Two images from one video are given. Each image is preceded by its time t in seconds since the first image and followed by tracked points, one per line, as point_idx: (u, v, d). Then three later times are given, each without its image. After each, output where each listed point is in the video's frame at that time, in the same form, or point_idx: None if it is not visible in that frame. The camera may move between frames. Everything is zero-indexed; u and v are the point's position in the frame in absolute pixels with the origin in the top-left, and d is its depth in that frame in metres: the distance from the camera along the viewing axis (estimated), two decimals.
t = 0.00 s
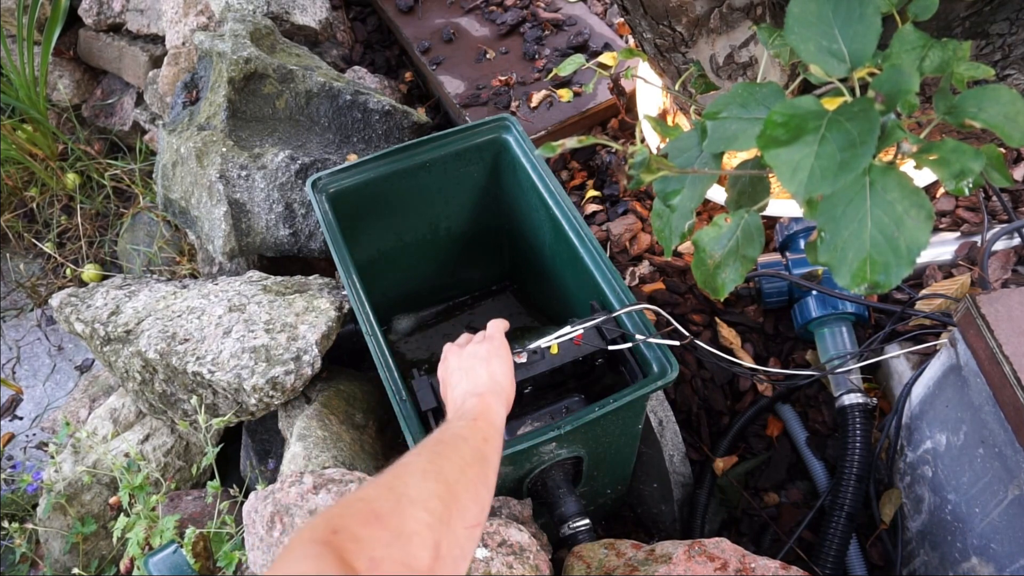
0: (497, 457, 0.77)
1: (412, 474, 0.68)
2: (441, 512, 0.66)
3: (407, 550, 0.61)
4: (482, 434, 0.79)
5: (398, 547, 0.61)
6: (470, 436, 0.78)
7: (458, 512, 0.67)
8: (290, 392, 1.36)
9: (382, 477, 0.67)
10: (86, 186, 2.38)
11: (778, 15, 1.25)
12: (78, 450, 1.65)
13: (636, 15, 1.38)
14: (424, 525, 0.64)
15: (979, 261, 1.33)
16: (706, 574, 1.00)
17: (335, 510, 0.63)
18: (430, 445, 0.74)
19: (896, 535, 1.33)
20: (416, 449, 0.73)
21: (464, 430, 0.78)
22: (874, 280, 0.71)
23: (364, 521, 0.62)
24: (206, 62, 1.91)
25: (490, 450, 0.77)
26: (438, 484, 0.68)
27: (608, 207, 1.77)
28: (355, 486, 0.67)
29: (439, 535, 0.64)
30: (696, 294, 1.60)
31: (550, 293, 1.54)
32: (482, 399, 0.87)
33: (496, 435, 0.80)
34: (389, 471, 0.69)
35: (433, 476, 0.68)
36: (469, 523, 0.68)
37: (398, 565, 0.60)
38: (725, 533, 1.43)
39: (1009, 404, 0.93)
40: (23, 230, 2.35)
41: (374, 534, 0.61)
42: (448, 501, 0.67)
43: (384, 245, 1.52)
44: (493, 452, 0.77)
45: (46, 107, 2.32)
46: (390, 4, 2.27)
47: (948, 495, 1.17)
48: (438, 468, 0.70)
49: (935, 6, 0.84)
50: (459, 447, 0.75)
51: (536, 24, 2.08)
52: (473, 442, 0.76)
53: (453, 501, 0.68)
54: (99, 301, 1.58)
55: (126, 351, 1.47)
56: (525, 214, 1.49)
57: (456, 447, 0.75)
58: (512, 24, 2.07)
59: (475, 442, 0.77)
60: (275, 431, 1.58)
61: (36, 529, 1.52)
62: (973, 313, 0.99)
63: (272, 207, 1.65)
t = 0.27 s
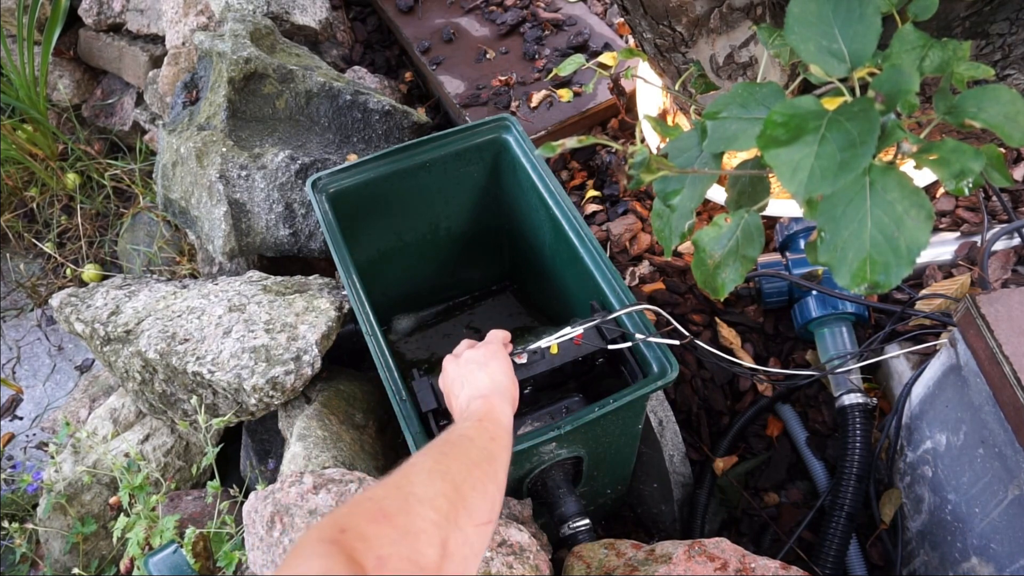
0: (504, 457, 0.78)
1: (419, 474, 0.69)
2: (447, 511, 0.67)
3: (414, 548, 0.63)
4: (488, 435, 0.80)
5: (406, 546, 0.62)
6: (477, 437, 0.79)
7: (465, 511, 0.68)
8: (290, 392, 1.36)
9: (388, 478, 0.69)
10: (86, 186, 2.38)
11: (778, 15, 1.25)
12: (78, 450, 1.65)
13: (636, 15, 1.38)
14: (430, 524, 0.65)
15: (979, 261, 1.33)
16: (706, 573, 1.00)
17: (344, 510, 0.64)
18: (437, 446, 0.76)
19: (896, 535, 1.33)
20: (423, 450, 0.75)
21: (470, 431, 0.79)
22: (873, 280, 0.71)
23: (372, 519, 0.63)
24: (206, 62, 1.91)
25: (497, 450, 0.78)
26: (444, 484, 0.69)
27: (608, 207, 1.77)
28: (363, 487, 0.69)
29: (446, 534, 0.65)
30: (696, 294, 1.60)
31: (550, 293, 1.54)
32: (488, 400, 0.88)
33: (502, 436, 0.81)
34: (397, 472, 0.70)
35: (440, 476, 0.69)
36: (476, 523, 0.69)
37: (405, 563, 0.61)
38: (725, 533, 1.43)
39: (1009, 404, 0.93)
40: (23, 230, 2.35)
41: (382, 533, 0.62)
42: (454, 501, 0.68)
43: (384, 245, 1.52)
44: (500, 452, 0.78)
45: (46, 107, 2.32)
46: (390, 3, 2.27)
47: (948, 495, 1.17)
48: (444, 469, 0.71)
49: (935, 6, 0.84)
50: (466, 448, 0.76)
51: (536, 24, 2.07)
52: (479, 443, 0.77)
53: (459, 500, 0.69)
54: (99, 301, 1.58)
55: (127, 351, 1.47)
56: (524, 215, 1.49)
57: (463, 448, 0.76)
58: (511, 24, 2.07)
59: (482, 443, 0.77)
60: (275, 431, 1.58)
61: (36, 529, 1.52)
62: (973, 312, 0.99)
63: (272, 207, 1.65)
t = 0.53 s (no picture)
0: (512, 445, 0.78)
1: (423, 464, 0.69)
2: (452, 500, 0.67)
3: (420, 539, 0.63)
4: (495, 424, 0.80)
5: (411, 536, 0.63)
6: (482, 426, 0.79)
7: (471, 500, 0.68)
8: (290, 392, 1.36)
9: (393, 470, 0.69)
10: (86, 186, 2.38)
11: (778, 15, 1.25)
12: (78, 450, 1.65)
13: (636, 15, 1.38)
14: (435, 514, 0.65)
15: (979, 261, 1.33)
16: (706, 574, 1.00)
17: (349, 503, 0.65)
18: (442, 436, 0.76)
19: (896, 535, 1.33)
20: (429, 442, 0.75)
21: (476, 421, 0.79)
22: (874, 280, 0.71)
23: (377, 510, 0.64)
24: (206, 62, 1.91)
25: (504, 439, 0.78)
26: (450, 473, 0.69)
27: (608, 207, 1.77)
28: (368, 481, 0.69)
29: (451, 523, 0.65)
30: (696, 294, 1.60)
31: (550, 293, 1.54)
32: (493, 390, 0.88)
33: (508, 424, 0.81)
34: (402, 464, 0.70)
35: (445, 465, 0.70)
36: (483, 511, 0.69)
37: (410, 553, 0.62)
38: (725, 533, 1.43)
39: (1009, 404, 0.93)
40: (23, 230, 2.35)
41: (387, 524, 0.63)
42: (461, 490, 0.68)
43: (384, 245, 1.52)
44: (506, 441, 0.78)
45: (46, 107, 2.32)
46: (390, 4, 2.27)
47: (948, 496, 1.17)
48: (450, 458, 0.71)
49: (936, 6, 0.84)
50: (472, 437, 0.76)
51: (536, 24, 2.07)
52: (485, 433, 0.77)
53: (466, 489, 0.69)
54: (99, 300, 1.58)
55: (127, 351, 1.47)
56: (524, 215, 1.49)
57: (469, 438, 0.75)
58: (511, 24, 2.07)
59: (489, 433, 0.77)
60: (275, 431, 1.58)
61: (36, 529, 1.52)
62: (973, 312, 0.99)
63: (272, 207, 1.65)
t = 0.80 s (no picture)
0: (513, 425, 0.78)
1: (423, 447, 0.70)
2: (454, 483, 0.67)
3: (419, 522, 0.64)
4: (497, 404, 0.80)
5: (410, 520, 0.64)
6: (483, 407, 0.79)
7: (473, 482, 0.69)
8: (290, 392, 1.36)
9: (394, 451, 0.70)
10: (86, 186, 2.38)
11: (778, 15, 1.25)
12: (78, 450, 1.65)
13: (636, 15, 1.38)
14: (437, 497, 0.66)
15: (979, 261, 1.33)
16: (706, 574, 1.00)
17: (347, 485, 0.66)
18: (444, 416, 0.76)
19: (896, 535, 1.33)
20: (429, 422, 0.75)
21: (476, 402, 0.80)
22: (874, 280, 0.71)
23: (375, 493, 0.65)
24: (206, 62, 1.91)
25: (506, 420, 0.78)
26: (451, 455, 0.70)
27: (608, 207, 1.77)
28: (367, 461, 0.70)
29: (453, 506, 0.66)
30: (696, 293, 1.60)
31: (550, 293, 1.54)
32: (495, 370, 0.88)
33: (509, 407, 0.81)
34: (403, 444, 0.71)
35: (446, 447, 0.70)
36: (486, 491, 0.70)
37: (409, 537, 0.62)
38: (725, 533, 1.43)
39: (1009, 404, 0.93)
40: (22, 230, 2.35)
41: (385, 507, 0.64)
42: (461, 472, 0.68)
43: (384, 245, 1.52)
44: (508, 423, 0.78)
45: (46, 107, 2.32)
46: (390, 4, 2.27)
47: (948, 496, 1.17)
48: (450, 439, 0.71)
49: (935, 6, 0.84)
50: (473, 418, 0.76)
51: (536, 24, 2.07)
52: (486, 413, 0.78)
53: (467, 472, 0.69)
54: (99, 300, 1.58)
55: (127, 351, 1.47)
56: (524, 215, 1.49)
57: (470, 419, 0.76)
58: (512, 24, 2.07)
59: (491, 413, 0.78)
60: (275, 431, 1.58)
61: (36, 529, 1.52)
62: (973, 312, 0.99)
63: (272, 207, 1.65)
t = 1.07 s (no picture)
0: (517, 390, 0.79)
1: (425, 414, 0.70)
2: (457, 451, 0.68)
3: (423, 492, 0.63)
4: (499, 371, 0.81)
5: (413, 488, 0.63)
6: (487, 374, 0.80)
7: (476, 449, 0.69)
8: (290, 392, 1.36)
9: (394, 421, 0.70)
10: (86, 186, 2.38)
11: (778, 15, 1.25)
12: (78, 450, 1.65)
13: (636, 15, 1.38)
14: (439, 465, 0.66)
15: (979, 261, 1.33)
16: (706, 574, 1.00)
17: (347, 454, 0.65)
18: (444, 385, 0.76)
19: (896, 535, 1.33)
20: (430, 389, 0.76)
21: (479, 368, 0.80)
22: (874, 280, 0.71)
23: (376, 462, 0.64)
24: (206, 62, 1.91)
25: (508, 385, 0.79)
26: (453, 424, 0.70)
27: (608, 207, 1.77)
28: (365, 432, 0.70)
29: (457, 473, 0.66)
30: (696, 293, 1.60)
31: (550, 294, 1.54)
32: (496, 335, 0.89)
33: (511, 371, 0.82)
34: (403, 414, 0.71)
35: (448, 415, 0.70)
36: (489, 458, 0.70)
37: (413, 506, 0.62)
38: (725, 533, 1.43)
39: (1009, 404, 0.93)
40: (23, 230, 2.35)
41: (387, 477, 0.63)
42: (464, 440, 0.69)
43: (384, 244, 1.52)
44: (512, 387, 0.79)
45: (46, 107, 2.32)
46: (390, 4, 2.27)
47: (948, 496, 1.17)
48: (452, 408, 0.72)
49: (935, 6, 0.84)
50: (475, 386, 0.77)
51: (536, 24, 2.08)
52: (489, 379, 0.78)
53: (470, 440, 0.70)
54: (99, 301, 1.58)
55: (127, 351, 1.47)
56: (524, 215, 1.49)
57: (472, 385, 0.76)
58: (512, 24, 2.07)
59: (492, 380, 0.78)
60: (275, 431, 1.58)
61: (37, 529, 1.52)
62: (973, 312, 0.99)
63: (272, 207, 1.65)
